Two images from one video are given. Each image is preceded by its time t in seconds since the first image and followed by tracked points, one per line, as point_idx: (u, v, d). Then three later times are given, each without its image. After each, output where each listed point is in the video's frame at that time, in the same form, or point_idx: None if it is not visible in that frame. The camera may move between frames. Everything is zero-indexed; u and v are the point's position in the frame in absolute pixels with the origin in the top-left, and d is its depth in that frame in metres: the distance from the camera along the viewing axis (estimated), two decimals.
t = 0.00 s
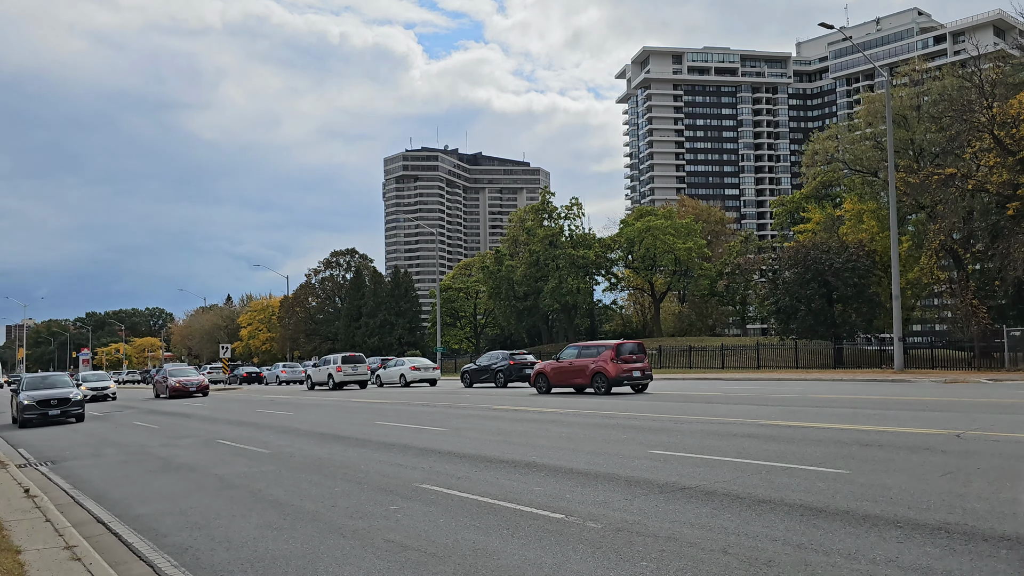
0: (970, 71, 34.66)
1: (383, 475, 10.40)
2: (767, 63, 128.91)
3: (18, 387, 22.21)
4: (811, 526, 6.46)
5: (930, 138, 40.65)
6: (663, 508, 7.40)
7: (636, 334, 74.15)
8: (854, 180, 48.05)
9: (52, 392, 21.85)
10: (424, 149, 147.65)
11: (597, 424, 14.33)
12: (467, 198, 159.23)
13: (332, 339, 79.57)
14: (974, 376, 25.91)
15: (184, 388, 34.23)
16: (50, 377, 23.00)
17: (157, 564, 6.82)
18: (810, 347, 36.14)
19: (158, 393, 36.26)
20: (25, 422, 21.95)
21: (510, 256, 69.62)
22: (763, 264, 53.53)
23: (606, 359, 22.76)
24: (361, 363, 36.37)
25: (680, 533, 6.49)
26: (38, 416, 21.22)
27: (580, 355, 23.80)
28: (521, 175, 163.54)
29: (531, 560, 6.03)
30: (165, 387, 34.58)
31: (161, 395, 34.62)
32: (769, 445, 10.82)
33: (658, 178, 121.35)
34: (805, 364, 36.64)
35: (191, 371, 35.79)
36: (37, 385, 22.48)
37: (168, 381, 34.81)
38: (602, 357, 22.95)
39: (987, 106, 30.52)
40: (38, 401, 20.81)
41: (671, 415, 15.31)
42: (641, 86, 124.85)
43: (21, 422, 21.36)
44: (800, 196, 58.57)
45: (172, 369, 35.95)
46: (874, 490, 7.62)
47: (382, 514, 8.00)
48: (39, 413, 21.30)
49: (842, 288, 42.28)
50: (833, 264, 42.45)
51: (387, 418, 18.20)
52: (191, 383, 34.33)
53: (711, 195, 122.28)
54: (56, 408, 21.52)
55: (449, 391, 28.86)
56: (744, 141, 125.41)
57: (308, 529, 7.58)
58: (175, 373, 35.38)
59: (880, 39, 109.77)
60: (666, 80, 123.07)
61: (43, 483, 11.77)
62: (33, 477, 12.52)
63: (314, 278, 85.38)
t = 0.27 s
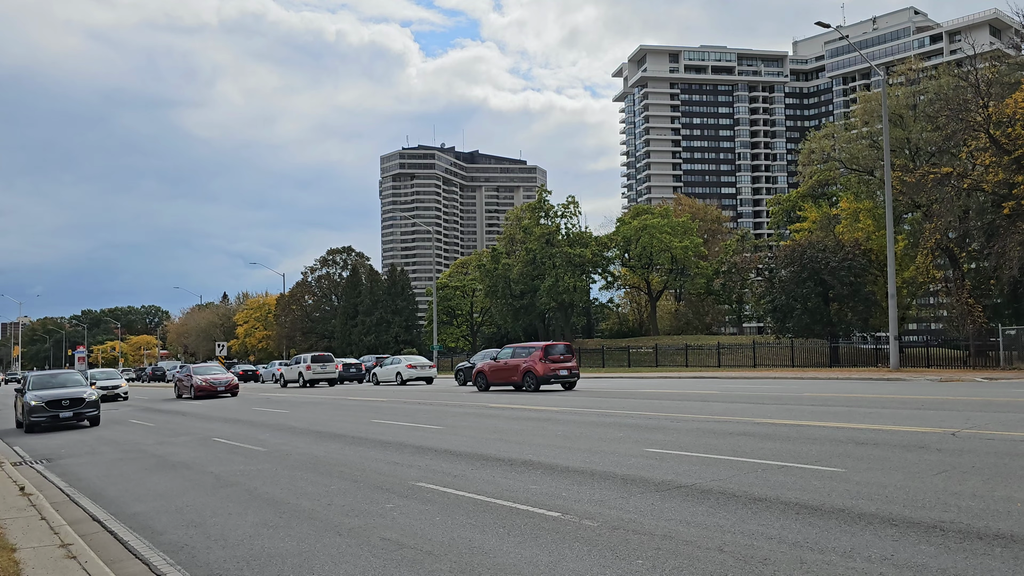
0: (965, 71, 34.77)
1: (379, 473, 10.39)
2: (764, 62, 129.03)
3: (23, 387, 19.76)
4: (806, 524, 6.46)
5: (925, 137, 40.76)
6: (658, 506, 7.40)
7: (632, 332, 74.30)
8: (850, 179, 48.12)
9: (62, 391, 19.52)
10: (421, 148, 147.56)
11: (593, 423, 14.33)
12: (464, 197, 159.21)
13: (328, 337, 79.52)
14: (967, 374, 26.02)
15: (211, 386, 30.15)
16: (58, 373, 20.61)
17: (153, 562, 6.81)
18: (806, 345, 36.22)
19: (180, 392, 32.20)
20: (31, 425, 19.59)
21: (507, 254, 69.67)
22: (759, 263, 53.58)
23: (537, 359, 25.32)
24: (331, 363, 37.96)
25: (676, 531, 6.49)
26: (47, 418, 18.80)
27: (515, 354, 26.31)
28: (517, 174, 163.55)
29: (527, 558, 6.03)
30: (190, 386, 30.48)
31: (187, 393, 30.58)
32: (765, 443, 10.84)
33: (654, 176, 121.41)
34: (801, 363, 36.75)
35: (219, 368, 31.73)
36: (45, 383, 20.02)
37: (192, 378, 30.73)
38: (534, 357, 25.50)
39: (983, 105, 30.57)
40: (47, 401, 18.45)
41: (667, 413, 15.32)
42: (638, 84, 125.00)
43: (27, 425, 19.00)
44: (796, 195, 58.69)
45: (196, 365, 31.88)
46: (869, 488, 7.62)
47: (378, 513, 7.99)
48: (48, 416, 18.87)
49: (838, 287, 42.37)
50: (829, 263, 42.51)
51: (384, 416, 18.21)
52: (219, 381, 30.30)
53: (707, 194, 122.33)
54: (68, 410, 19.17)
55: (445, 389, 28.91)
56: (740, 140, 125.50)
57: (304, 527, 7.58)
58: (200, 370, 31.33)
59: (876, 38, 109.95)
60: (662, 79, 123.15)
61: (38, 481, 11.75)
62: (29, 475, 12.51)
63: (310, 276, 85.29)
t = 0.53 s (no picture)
0: (961, 70, 34.88)
1: (375, 471, 10.37)
2: (760, 61, 129.20)
3: (35, 388, 16.83)
4: (801, 522, 6.48)
5: (921, 136, 40.82)
6: (654, 505, 7.40)
7: (628, 331, 74.40)
8: (846, 178, 48.11)
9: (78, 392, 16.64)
10: (417, 146, 147.39)
11: (589, 421, 14.33)
12: (460, 195, 159.08)
13: (324, 335, 79.43)
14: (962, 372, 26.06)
15: (250, 383, 27.58)
16: (73, 372, 17.73)
17: (148, 560, 6.80)
18: (803, 344, 36.22)
19: (208, 393, 29.42)
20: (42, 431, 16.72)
21: (503, 252, 69.69)
22: (756, 261, 53.58)
23: (476, 359, 27.06)
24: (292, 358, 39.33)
25: (671, 529, 6.50)
26: (63, 426, 15.89)
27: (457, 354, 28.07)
28: (514, 172, 163.47)
29: (523, 556, 6.03)
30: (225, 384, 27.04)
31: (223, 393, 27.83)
32: (760, 441, 10.86)
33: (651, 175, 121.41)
34: (797, 362, 36.82)
35: (255, 366, 29.17)
36: (59, 383, 17.12)
37: (227, 377, 28.02)
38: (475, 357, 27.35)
39: (979, 105, 30.60)
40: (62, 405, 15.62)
41: (663, 411, 15.32)
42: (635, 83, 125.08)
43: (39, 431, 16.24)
44: (793, 194, 58.74)
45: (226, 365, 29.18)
46: (863, 486, 7.65)
47: (374, 510, 8.00)
48: (65, 422, 15.96)
49: (833, 286, 42.46)
50: (826, 262, 42.55)
51: (379, 414, 18.18)
52: (257, 378, 27.72)
53: (704, 192, 122.47)
54: (86, 414, 16.28)
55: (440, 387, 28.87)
56: (736, 139, 125.57)
57: (300, 525, 7.56)
58: (233, 368, 28.66)
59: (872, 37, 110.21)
60: (659, 78, 123.23)
61: (33, 479, 11.71)
62: (23, 473, 12.46)
63: (306, 274, 85.17)
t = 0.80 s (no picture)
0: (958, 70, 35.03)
1: (371, 469, 10.36)
2: (757, 60, 129.38)
3: (52, 392, 14.19)
4: (796, 521, 6.49)
5: (918, 136, 40.96)
6: (649, 504, 7.40)
7: (625, 330, 74.49)
8: (842, 178, 48.15)
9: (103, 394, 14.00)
10: (414, 144, 147.30)
11: (586, 420, 14.33)
12: (457, 193, 158.98)
13: (321, 334, 79.31)
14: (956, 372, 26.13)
15: (299, 385, 22.83)
16: (95, 370, 15.12)
17: (143, 558, 6.78)
18: (799, 343, 36.25)
19: (247, 395, 24.93)
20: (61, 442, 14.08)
21: (500, 251, 69.70)
22: (752, 261, 53.62)
23: (425, 359, 29.47)
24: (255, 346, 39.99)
25: (667, 528, 6.50)
26: (89, 435, 13.27)
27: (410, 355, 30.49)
28: (511, 170, 163.43)
29: (519, 554, 6.03)
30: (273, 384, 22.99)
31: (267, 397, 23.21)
32: (755, 440, 10.87)
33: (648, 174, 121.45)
34: (792, 362, 36.87)
35: (302, 363, 24.42)
36: (80, 384, 14.49)
37: (270, 377, 23.35)
38: (424, 358, 29.69)
39: (974, 105, 30.68)
40: (87, 411, 13.05)
41: (660, 410, 15.33)
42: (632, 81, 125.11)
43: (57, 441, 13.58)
44: (789, 193, 58.81)
45: (269, 362, 24.54)
46: (859, 485, 7.66)
47: (369, 509, 7.98)
48: (90, 432, 13.33)
49: (830, 285, 42.50)
50: (822, 261, 42.67)
51: (375, 412, 18.20)
52: (307, 378, 23.02)
53: (700, 191, 122.59)
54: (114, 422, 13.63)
55: (435, 386, 28.88)
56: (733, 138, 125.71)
57: (295, 524, 7.55)
58: (275, 366, 23.91)
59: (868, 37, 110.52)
60: (656, 76, 123.32)
61: (28, 477, 11.68)
62: (18, 471, 12.42)
63: (302, 272, 85.07)
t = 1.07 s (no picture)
0: (954, 71, 35.14)
1: (367, 467, 10.34)
2: (755, 59, 129.48)
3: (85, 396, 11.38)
4: (792, 519, 6.49)
5: (914, 136, 41.00)
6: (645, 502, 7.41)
7: (622, 329, 74.50)
8: (839, 177, 48.19)
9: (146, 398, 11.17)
10: (411, 142, 147.13)
11: (582, 418, 14.32)
12: (454, 192, 158.84)
13: (317, 331, 79.30)
14: (952, 371, 26.18)
15: (370, 385, 19.04)
16: (132, 368, 12.31)
17: (138, 556, 6.77)
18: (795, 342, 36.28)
19: (302, 395, 21.04)
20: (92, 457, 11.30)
21: (497, 249, 69.63)
22: (749, 259, 53.60)
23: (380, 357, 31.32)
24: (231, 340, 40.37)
25: (663, 526, 6.51)
26: (130, 451, 10.41)
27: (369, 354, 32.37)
28: (508, 169, 163.35)
29: (514, 553, 6.02)
30: (336, 386, 19.28)
31: (334, 400, 19.35)
32: (752, 439, 10.87)
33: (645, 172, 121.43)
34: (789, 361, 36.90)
35: (362, 357, 20.56)
36: (118, 386, 11.66)
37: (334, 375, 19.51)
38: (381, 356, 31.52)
39: (971, 104, 30.70)
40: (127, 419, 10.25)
41: (656, 409, 15.31)
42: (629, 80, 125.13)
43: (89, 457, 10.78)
44: (786, 193, 58.84)
45: (325, 358, 20.57)
46: (855, 484, 7.67)
47: (365, 507, 7.98)
48: (132, 446, 10.45)
49: (826, 284, 42.51)
50: (818, 261, 42.72)
51: (371, 410, 18.16)
52: (379, 376, 19.20)
53: (697, 190, 122.62)
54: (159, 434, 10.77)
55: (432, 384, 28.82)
56: (730, 137, 125.79)
57: (291, 522, 7.53)
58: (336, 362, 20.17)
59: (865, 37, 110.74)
60: (654, 75, 123.36)
61: (24, 474, 11.65)
62: (14, 468, 12.39)
63: (299, 270, 84.92)
